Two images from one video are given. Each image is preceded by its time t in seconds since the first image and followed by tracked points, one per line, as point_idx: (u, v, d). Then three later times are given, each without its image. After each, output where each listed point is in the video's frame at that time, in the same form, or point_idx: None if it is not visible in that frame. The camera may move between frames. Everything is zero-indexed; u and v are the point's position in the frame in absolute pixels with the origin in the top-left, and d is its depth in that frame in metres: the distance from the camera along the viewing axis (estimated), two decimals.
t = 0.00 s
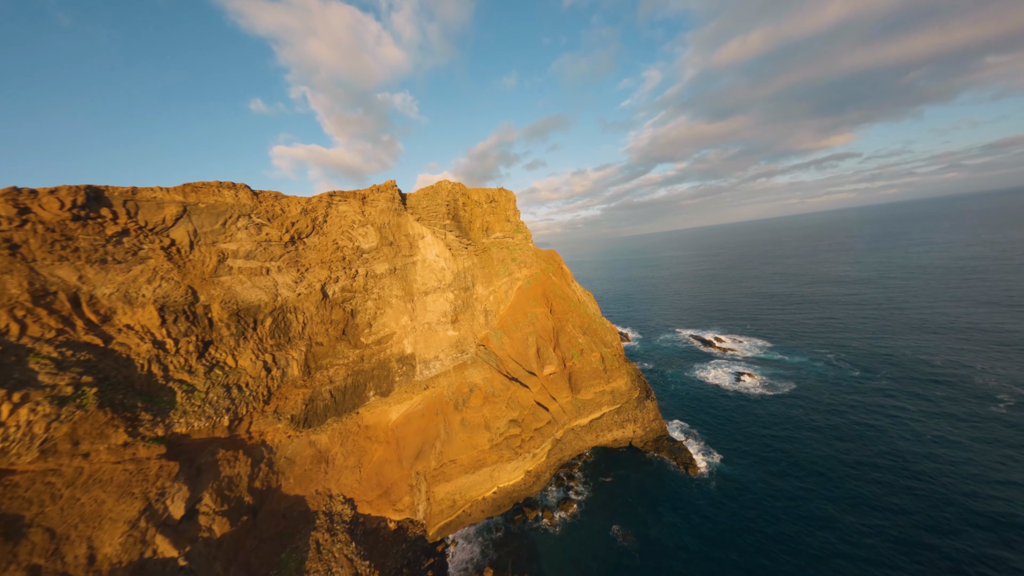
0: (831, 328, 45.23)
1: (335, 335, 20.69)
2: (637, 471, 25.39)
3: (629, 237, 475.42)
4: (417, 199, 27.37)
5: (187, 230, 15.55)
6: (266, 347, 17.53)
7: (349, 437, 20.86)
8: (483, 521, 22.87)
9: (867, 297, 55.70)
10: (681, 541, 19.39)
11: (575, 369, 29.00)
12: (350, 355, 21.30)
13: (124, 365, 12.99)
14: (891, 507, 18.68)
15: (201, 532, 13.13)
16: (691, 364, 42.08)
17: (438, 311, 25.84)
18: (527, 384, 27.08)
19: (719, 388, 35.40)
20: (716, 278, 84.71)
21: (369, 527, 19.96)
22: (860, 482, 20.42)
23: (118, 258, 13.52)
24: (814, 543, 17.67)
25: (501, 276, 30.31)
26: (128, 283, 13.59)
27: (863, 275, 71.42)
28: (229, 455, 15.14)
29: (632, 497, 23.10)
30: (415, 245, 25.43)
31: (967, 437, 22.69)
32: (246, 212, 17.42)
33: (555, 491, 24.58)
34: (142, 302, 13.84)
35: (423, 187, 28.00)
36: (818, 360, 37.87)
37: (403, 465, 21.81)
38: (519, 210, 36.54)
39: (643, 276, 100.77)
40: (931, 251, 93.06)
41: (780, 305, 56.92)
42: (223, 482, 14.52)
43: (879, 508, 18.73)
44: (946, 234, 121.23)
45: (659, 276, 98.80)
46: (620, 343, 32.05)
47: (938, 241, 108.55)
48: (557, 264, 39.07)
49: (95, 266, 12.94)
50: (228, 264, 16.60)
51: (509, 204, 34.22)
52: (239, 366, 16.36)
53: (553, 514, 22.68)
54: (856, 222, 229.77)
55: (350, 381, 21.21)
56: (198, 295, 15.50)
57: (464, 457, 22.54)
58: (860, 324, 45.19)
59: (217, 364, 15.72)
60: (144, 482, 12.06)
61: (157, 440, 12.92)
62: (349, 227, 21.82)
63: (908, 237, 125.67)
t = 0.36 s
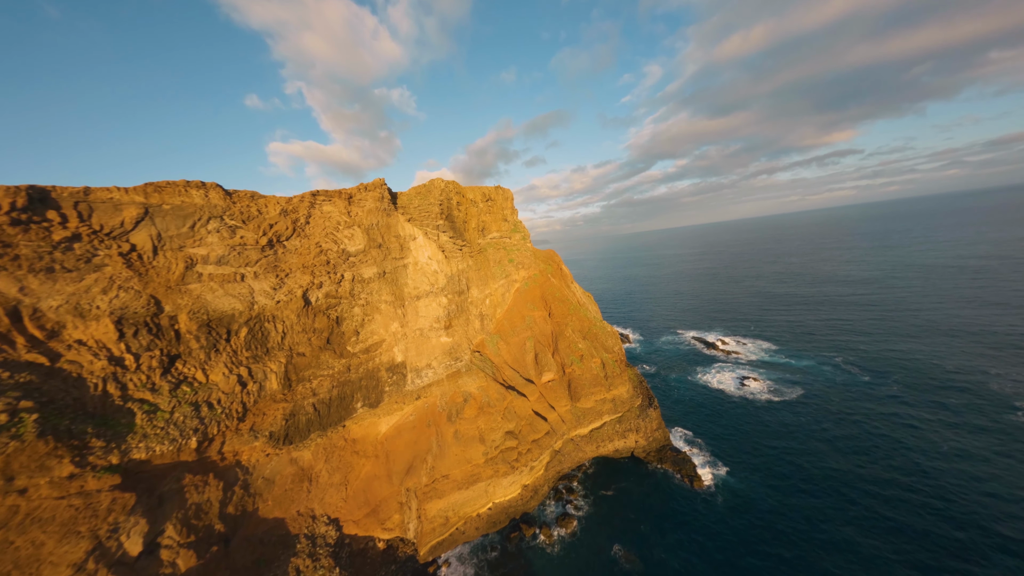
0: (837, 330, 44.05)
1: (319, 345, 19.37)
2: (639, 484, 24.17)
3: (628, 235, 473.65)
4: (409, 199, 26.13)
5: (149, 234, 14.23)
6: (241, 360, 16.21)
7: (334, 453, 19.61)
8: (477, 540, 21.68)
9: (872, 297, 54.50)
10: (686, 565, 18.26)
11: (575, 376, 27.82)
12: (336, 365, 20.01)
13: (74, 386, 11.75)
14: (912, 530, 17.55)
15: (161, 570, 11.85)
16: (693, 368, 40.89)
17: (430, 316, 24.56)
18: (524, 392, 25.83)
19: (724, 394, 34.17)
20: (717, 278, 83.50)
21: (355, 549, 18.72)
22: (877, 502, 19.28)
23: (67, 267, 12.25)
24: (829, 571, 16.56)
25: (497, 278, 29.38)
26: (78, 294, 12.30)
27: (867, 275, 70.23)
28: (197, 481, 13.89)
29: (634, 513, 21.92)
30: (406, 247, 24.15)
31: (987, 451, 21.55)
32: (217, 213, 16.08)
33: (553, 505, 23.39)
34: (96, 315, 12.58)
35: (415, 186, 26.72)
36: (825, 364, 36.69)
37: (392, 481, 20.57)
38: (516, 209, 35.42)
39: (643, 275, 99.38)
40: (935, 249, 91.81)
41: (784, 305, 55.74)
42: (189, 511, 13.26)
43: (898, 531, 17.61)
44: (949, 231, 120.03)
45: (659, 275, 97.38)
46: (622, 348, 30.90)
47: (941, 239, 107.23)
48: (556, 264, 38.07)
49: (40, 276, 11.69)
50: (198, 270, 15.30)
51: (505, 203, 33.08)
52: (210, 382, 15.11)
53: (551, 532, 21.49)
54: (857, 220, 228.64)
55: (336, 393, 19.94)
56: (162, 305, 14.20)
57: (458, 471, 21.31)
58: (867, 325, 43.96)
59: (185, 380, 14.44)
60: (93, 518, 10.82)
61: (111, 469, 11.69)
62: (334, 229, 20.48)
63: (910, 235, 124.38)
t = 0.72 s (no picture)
0: (844, 333, 42.80)
1: (301, 356, 18.03)
2: (641, 500, 22.95)
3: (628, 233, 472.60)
4: (399, 198, 24.80)
5: (103, 239, 12.93)
6: (211, 376, 14.89)
7: (318, 471, 18.33)
8: (471, 560, 20.50)
9: (878, 297, 53.34)
10: None
11: (574, 384, 26.59)
12: (320, 377, 18.71)
13: (10, 413, 10.45)
14: (936, 558, 16.40)
15: None
16: (696, 372, 39.66)
17: (422, 322, 23.30)
18: (522, 403, 24.59)
19: (728, 400, 32.97)
20: (719, 278, 82.17)
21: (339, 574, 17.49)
22: (897, 525, 18.12)
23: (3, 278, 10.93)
24: None
25: (493, 281, 28.99)
26: (18, 308, 10.96)
27: (871, 275, 69.07)
28: (159, 511, 12.61)
29: (637, 532, 20.71)
30: (396, 250, 22.87)
31: (1011, 468, 20.40)
32: (184, 216, 14.77)
33: (551, 523, 22.17)
34: (40, 331, 11.28)
35: (406, 185, 25.38)
36: (834, 369, 35.42)
37: (381, 500, 19.27)
38: (513, 208, 34.47)
39: (643, 275, 98.10)
40: (938, 249, 90.70)
41: (788, 306, 54.48)
42: (147, 547, 11.97)
43: (922, 559, 16.43)
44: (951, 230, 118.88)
45: (659, 274, 96.18)
46: (623, 354, 29.69)
47: (945, 237, 106.03)
48: (555, 265, 37.13)
49: None
50: (161, 278, 13.97)
51: (502, 203, 32.18)
52: (175, 401, 13.82)
53: (549, 552, 20.29)
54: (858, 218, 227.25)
55: (319, 407, 18.63)
56: (119, 318, 12.89)
57: (450, 489, 20.09)
58: (874, 327, 42.82)
59: (146, 400, 13.14)
60: (28, 565, 9.52)
61: (54, 506, 10.51)
62: (316, 231, 19.12)
63: (912, 234, 123.20)
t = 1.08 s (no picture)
0: (852, 336, 41.51)
1: (280, 371, 16.67)
2: (645, 518, 21.67)
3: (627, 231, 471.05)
4: (389, 199, 23.48)
5: (48, 247, 11.63)
6: (175, 395, 13.56)
7: (298, 493, 17.02)
8: None
9: (885, 299, 52.15)
10: None
11: (574, 394, 25.34)
12: (300, 393, 17.38)
13: None
14: None
15: None
16: (700, 378, 38.42)
17: (413, 330, 22.00)
18: (519, 414, 23.35)
19: (734, 408, 31.71)
20: (720, 278, 80.96)
21: None
22: (920, 552, 16.93)
23: None
24: None
25: (489, 285, 28.25)
26: None
27: (876, 275, 67.85)
28: (111, 550, 11.31)
29: (641, 555, 19.43)
30: (385, 253, 21.59)
31: None
32: (144, 220, 13.51)
33: (550, 544, 20.90)
34: None
35: (397, 184, 24.06)
36: (843, 375, 34.18)
37: (367, 522, 17.97)
38: (510, 207, 33.24)
39: (643, 275, 96.81)
40: (942, 249, 89.55)
41: (792, 308, 53.24)
42: None
43: None
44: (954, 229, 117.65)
45: (660, 274, 94.91)
46: (625, 361, 28.48)
47: (949, 237, 104.85)
48: (554, 266, 35.97)
49: None
50: (117, 289, 12.64)
51: (498, 203, 31.14)
52: (132, 424, 12.51)
53: None
54: (860, 216, 225.87)
55: (300, 425, 17.34)
56: (66, 335, 11.57)
57: (441, 510, 18.84)
58: (883, 331, 41.58)
59: (98, 425, 11.85)
60: None
61: None
62: (297, 235, 17.76)
63: (915, 233, 122.00)
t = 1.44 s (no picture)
0: (860, 340, 40.22)
1: (255, 388, 15.29)
2: (649, 539, 20.31)
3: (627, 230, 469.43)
4: (378, 200, 22.14)
5: None
6: (131, 420, 12.22)
7: (275, 520, 15.68)
8: None
9: (893, 301, 50.87)
10: None
11: (574, 406, 24.08)
12: (278, 411, 16.04)
13: None
14: None
15: None
16: (704, 384, 37.16)
17: (403, 340, 20.68)
18: (515, 429, 22.07)
19: (741, 417, 30.43)
20: (722, 279, 79.67)
21: None
22: None
23: None
24: None
25: (485, 289, 27.12)
26: None
27: (881, 276, 66.53)
28: None
29: None
30: (372, 259, 20.31)
31: None
32: (96, 226, 12.23)
33: (548, 568, 19.57)
34: None
35: (386, 185, 22.76)
36: (853, 382, 32.90)
37: (351, 549, 16.67)
38: (507, 208, 32.00)
39: (644, 276, 95.48)
40: (947, 249, 88.20)
41: (797, 311, 51.95)
42: None
43: None
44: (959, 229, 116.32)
45: (661, 275, 93.58)
46: (628, 370, 27.21)
47: (953, 237, 103.46)
48: (553, 269, 34.72)
49: None
50: (62, 304, 11.32)
51: (495, 204, 29.93)
52: (79, 455, 11.17)
53: None
54: (862, 215, 224.32)
55: (277, 445, 16.02)
56: None
57: (432, 535, 17.56)
58: (893, 335, 40.26)
59: (38, 457, 10.52)
60: None
61: None
62: (274, 240, 16.42)
63: (919, 232, 120.63)
